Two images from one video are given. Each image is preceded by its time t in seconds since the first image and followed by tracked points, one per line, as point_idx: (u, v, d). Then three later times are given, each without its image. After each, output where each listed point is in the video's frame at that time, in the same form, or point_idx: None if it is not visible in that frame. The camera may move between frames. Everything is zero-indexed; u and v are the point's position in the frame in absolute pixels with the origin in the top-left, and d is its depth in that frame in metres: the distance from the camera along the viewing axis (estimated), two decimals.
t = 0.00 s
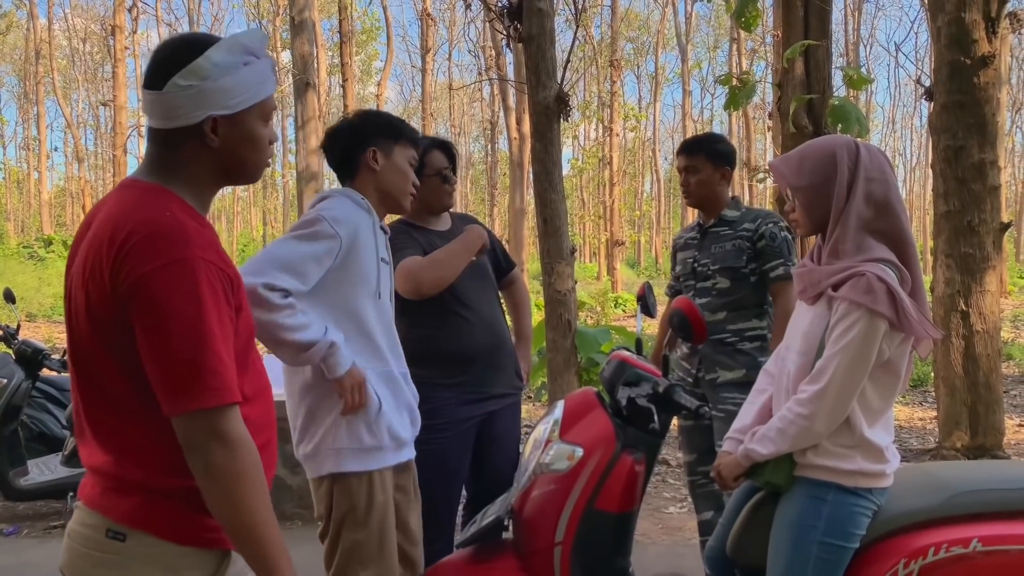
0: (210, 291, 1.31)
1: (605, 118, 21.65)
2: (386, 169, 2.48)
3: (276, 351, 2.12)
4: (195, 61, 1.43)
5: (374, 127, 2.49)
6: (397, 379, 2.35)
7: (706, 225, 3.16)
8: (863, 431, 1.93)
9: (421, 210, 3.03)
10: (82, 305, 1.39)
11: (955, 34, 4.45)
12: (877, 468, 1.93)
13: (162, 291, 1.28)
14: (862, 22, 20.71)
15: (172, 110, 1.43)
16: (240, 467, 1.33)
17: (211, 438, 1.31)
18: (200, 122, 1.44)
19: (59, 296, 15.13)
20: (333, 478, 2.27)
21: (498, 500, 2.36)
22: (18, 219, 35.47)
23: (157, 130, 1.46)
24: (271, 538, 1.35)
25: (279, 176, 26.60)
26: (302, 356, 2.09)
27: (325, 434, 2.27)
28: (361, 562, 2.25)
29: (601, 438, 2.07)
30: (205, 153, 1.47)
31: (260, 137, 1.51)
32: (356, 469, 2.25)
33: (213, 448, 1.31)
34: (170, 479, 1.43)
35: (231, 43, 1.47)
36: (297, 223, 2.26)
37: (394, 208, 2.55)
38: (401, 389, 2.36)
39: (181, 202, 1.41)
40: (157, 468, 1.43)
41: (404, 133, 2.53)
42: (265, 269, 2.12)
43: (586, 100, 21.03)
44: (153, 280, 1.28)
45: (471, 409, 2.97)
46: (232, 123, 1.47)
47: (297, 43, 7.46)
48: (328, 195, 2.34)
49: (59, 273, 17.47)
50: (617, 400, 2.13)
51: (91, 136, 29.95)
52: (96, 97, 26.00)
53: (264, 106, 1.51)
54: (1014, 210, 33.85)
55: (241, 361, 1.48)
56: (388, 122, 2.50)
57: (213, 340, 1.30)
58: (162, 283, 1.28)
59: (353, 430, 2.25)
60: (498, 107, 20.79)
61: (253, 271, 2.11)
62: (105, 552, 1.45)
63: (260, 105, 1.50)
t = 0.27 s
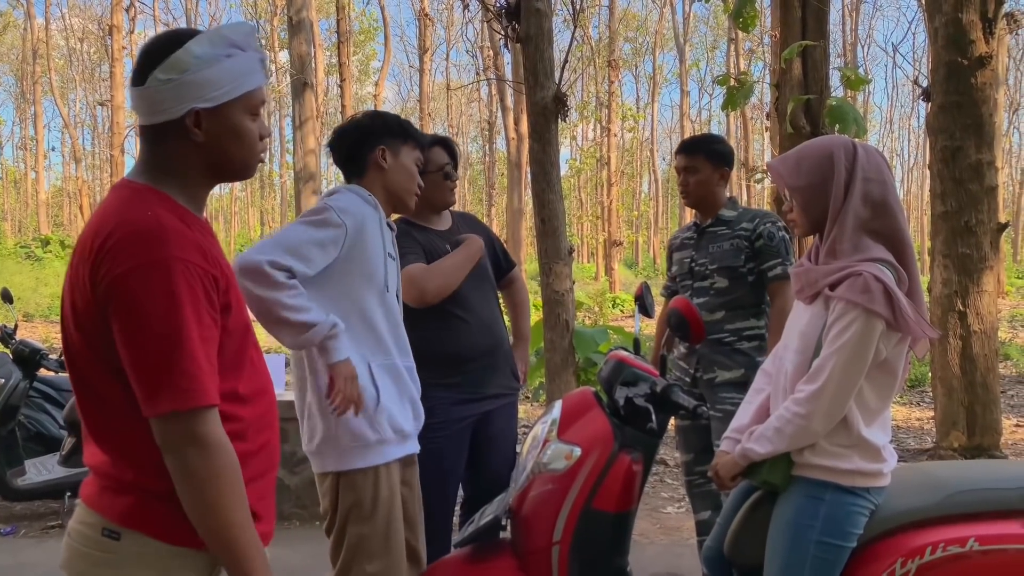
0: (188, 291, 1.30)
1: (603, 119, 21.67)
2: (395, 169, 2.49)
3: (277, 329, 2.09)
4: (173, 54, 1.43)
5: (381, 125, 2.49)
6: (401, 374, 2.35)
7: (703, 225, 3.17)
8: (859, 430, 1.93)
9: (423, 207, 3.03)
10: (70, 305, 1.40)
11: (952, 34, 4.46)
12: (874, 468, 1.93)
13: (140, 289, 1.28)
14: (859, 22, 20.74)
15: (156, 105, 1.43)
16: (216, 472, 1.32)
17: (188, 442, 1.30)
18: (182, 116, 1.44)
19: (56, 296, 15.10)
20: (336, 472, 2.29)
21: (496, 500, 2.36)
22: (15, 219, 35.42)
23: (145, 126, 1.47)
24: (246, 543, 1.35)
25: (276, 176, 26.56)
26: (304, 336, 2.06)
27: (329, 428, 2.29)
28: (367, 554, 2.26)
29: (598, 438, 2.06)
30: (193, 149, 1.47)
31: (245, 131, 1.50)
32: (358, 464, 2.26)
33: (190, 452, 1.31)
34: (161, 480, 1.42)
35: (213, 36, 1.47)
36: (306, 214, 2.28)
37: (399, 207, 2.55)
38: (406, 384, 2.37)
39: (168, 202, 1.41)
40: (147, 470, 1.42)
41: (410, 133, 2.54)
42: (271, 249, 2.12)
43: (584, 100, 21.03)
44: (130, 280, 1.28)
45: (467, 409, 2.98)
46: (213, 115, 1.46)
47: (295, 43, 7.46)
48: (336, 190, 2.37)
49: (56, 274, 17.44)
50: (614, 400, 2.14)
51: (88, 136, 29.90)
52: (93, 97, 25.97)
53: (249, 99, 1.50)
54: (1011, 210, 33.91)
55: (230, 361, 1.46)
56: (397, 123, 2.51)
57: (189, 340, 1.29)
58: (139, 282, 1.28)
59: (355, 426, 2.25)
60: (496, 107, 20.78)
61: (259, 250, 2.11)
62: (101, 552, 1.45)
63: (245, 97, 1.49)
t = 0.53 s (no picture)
0: (175, 286, 1.31)
1: (604, 118, 21.66)
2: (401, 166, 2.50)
3: (279, 326, 2.14)
4: (168, 53, 1.43)
5: (382, 126, 2.50)
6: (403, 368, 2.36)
7: (701, 226, 3.17)
8: (859, 430, 1.94)
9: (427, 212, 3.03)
10: (67, 301, 1.42)
11: (952, 35, 4.46)
12: (873, 468, 1.94)
13: (126, 285, 1.28)
14: (860, 22, 20.74)
15: (152, 105, 1.43)
16: (198, 473, 1.32)
17: (171, 440, 1.31)
18: (178, 115, 1.44)
19: (56, 296, 15.09)
20: (338, 460, 2.30)
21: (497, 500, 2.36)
22: (15, 218, 35.42)
23: (141, 126, 1.47)
24: (224, 547, 1.33)
25: (276, 176, 26.56)
26: (305, 337, 2.12)
27: (332, 415, 2.29)
28: (372, 550, 2.28)
29: (598, 438, 2.07)
30: (188, 148, 1.47)
31: (240, 128, 1.50)
32: (360, 453, 2.27)
33: (173, 450, 1.31)
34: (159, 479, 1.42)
35: (206, 35, 1.47)
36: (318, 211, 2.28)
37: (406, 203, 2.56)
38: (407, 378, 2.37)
39: (162, 200, 1.41)
40: (146, 469, 1.43)
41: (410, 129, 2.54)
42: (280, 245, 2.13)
43: (584, 100, 21.04)
44: (118, 276, 1.29)
45: (468, 408, 2.98)
46: (209, 113, 1.46)
47: (295, 42, 7.46)
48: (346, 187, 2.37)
49: (56, 273, 17.43)
50: (614, 399, 2.14)
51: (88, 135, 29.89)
52: (93, 96, 25.96)
53: (243, 96, 1.50)
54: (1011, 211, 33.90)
55: (226, 358, 1.46)
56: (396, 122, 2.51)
57: (174, 336, 1.29)
58: (126, 277, 1.29)
59: (360, 415, 2.27)
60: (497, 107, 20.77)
61: (269, 246, 2.13)
62: (104, 552, 1.46)
63: (239, 95, 1.49)
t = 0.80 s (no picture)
0: (169, 286, 1.31)
1: (603, 120, 21.68)
2: (401, 165, 2.50)
3: (318, 347, 2.19)
4: (160, 53, 1.43)
5: (381, 128, 2.49)
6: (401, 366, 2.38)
7: (700, 226, 3.17)
8: (858, 430, 1.94)
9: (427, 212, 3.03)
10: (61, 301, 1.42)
11: (950, 36, 4.47)
12: (872, 468, 1.94)
13: (120, 284, 1.28)
14: (859, 24, 20.76)
15: (145, 106, 1.42)
16: (195, 471, 1.31)
17: (167, 438, 1.31)
18: (174, 114, 1.44)
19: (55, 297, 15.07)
20: (341, 460, 2.29)
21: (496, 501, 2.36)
22: (14, 219, 35.40)
23: (133, 129, 1.46)
24: (223, 543, 1.33)
25: (275, 177, 26.55)
26: (343, 358, 2.17)
27: (333, 416, 2.30)
28: (372, 551, 2.27)
29: (597, 438, 2.07)
30: (182, 147, 1.48)
31: (236, 124, 1.51)
32: (363, 452, 2.27)
33: (169, 448, 1.31)
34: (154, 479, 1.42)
35: (194, 34, 1.47)
36: (326, 220, 2.29)
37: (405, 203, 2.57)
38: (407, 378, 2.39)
39: (155, 200, 1.41)
40: (141, 468, 1.42)
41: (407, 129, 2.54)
42: (318, 267, 2.16)
43: (584, 101, 21.04)
44: (110, 276, 1.29)
45: (469, 409, 2.99)
46: (205, 110, 1.46)
47: (294, 43, 7.46)
48: (345, 191, 2.36)
49: (55, 274, 17.41)
50: (613, 400, 2.13)
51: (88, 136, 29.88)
52: (92, 97, 25.95)
53: (233, 92, 1.50)
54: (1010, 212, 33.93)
55: (222, 358, 1.46)
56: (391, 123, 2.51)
57: (167, 335, 1.29)
58: (120, 277, 1.29)
59: (363, 413, 2.28)
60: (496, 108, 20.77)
61: (305, 268, 2.15)
62: (100, 551, 1.46)
63: (229, 91, 1.50)
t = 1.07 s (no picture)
0: (168, 289, 1.30)
1: (602, 120, 21.68)
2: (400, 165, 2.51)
3: (332, 353, 2.19)
4: (160, 51, 1.43)
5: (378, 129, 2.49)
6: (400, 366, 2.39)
7: (699, 226, 3.16)
8: (857, 430, 1.93)
9: (427, 211, 3.04)
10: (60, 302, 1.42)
11: (950, 36, 4.47)
12: (870, 468, 1.94)
13: (118, 286, 1.28)
14: (858, 24, 20.78)
15: (146, 105, 1.42)
16: (196, 471, 1.31)
17: (166, 440, 1.30)
18: (177, 111, 1.43)
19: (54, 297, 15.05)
20: (342, 460, 2.29)
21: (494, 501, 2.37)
22: (13, 220, 35.38)
23: (133, 129, 1.45)
24: (228, 542, 1.34)
25: (275, 177, 26.54)
26: (358, 365, 2.18)
27: (335, 417, 2.30)
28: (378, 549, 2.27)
29: (596, 439, 2.06)
30: (184, 144, 1.47)
31: (236, 119, 1.51)
32: (364, 453, 2.27)
33: (168, 450, 1.30)
34: (147, 478, 1.42)
35: (190, 31, 1.47)
36: (330, 222, 2.29)
37: (404, 204, 2.58)
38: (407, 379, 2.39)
39: (156, 200, 1.41)
40: (133, 467, 1.42)
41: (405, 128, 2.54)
42: (336, 274, 2.17)
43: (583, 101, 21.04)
44: (109, 278, 1.28)
45: (467, 411, 2.98)
46: (207, 107, 1.47)
47: (294, 44, 7.46)
48: (346, 192, 2.35)
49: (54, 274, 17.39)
50: (611, 400, 2.13)
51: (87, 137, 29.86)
52: (91, 97, 25.93)
53: (232, 89, 1.50)
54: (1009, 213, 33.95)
55: (219, 358, 1.46)
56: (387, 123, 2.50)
57: (165, 337, 1.29)
58: (118, 279, 1.28)
59: (366, 414, 2.28)
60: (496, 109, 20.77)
61: (324, 275, 2.16)
62: (94, 548, 1.45)
63: (227, 88, 1.50)
